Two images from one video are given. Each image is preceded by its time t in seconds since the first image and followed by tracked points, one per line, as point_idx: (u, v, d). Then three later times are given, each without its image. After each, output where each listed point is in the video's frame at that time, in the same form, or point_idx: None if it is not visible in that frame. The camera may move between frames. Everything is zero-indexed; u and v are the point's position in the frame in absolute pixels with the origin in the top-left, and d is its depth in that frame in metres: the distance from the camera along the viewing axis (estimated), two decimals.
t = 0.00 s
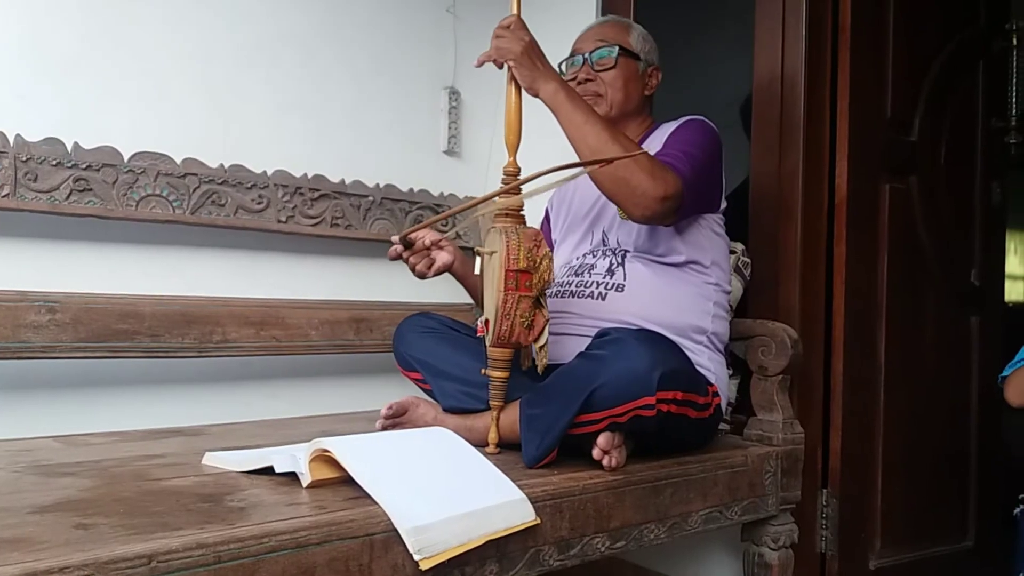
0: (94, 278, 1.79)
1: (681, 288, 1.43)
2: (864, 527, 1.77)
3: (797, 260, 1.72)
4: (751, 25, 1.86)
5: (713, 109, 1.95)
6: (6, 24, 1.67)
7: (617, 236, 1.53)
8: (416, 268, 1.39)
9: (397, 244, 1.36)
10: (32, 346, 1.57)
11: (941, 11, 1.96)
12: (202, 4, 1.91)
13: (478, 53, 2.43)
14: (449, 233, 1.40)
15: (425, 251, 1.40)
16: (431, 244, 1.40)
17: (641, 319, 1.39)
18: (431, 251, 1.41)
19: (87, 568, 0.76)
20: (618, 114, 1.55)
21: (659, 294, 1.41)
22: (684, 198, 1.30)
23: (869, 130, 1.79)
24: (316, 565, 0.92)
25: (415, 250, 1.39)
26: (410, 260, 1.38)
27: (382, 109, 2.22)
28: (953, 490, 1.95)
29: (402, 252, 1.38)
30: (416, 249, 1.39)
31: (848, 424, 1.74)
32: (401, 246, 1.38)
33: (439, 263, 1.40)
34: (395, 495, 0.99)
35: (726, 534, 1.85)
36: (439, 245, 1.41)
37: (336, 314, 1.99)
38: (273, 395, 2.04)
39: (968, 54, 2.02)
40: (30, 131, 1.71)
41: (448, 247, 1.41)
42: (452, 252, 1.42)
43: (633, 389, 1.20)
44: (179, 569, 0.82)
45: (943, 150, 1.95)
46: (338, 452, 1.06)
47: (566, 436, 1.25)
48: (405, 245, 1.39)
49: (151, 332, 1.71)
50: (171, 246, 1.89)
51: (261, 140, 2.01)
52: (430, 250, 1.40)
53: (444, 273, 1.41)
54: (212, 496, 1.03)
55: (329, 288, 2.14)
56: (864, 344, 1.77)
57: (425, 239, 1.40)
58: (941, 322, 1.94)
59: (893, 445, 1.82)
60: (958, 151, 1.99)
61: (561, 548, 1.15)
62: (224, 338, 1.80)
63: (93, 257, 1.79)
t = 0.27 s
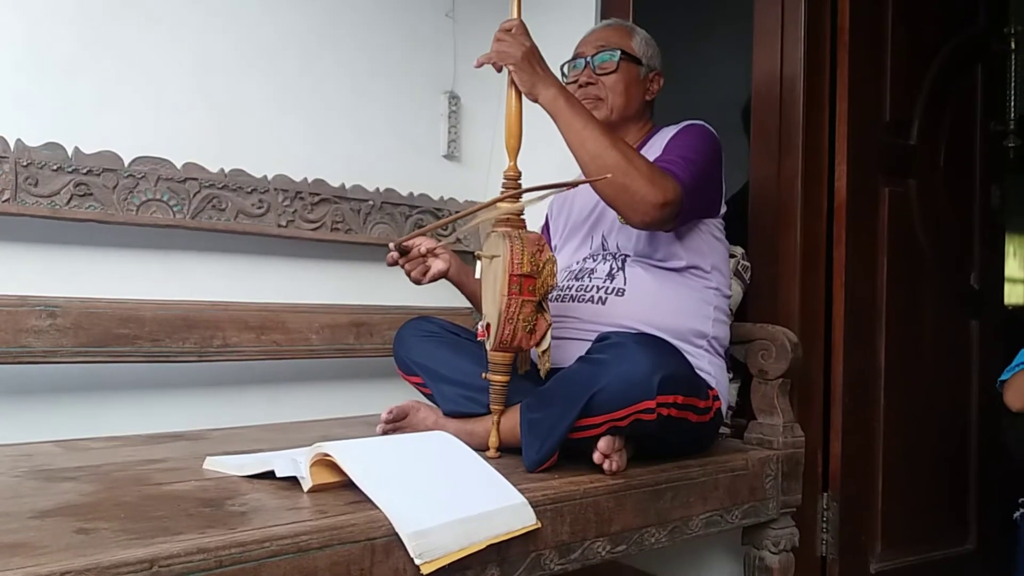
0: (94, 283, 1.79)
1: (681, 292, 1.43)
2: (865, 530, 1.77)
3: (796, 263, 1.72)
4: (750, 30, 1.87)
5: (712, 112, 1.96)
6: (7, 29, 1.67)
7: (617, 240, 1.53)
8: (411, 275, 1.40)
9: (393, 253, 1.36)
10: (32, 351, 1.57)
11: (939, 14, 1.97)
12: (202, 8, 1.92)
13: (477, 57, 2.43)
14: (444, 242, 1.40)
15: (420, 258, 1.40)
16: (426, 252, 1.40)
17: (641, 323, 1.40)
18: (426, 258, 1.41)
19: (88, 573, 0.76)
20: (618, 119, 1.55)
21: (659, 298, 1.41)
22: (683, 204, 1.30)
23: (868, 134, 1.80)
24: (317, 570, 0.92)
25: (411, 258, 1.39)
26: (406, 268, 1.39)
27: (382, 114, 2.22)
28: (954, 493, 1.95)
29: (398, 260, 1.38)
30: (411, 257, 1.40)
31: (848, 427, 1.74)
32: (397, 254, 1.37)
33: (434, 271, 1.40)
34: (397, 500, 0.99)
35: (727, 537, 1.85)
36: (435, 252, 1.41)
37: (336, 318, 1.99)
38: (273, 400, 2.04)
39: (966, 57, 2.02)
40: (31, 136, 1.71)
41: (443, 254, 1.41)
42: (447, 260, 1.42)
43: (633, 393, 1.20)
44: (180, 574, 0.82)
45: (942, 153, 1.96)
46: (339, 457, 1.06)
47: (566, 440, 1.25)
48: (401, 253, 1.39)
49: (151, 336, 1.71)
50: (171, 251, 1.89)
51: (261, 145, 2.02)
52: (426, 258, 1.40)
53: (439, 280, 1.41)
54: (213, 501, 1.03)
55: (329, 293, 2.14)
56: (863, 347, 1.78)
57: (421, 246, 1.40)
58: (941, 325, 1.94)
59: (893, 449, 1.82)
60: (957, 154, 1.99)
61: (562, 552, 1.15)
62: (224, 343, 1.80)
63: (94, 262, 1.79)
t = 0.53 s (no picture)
0: (93, 286, 1.79)
1: (681, 293, 1.44)
2: (866, 530, 1.77)
3: (796, 263, 1.72)
4: (748, 30, 1.87)
5: (711, 113, 1.96)
6: (4, 30, 1.67)
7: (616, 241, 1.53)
8: (406, 277, 1.39)
9: (388, 256, 1.36)
10: (32, 354, 1.57)
11: (937, 14, 1.97)
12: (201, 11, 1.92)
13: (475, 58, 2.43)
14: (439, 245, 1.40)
15: (416, 261, 1.40)
16: (421, 255, 1.40)
17: (641, 324, 1.40)
18: (422, 261, 1.41)
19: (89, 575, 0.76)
20: (616, 121, 1.55)
21: (659, 299, 1.41)
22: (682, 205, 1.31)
23: (866, 134, 1.80)
24: (319, 571, 0.92)
25: (406, 260, 1.39)
26: (401, 270, 1.39)
27: (380, 115, 2.22)
28: (954, 492, 1.95)
29: (393, 262, 1.38)
30: (407, 259, 1.40)
31: (848, 427, 1.74)
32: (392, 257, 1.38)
33: (429, 273, 1.40)
34: (397, 501, 0.99)
35: (727, 538, 1.85)
36: (430, 255, 1.41)
37: (336, 320, 1.99)
38: (273, 402, 2.04)
39: (964, 57, 2.03)
40: (29, 139, 1.71)
41: (438, 257, 1.41)
42: (442, 263, 1.41)
43: (634, 394, 1.20)
44: None
45: (940, 153, 1.96)
46: (339, 458, 1.06)
47: (567, 441, 1.25)
48: (396, 256, 1.39)
49: (151, 339, 1.71)
50: (171, 254, 1.89)
51: (259, 147, 2.02)
52: (421, 261, 1.40)
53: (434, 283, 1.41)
54: (213, 503, 1.03)
55: (329, 294, 2.14)
56: (863, 347, 1.78)
57: (416, 249, 1.40)
58: (940, 325, 1.94)
59: (893, 448, 1.82)
60: (955, 154, 1.99)
61: (563, 552, 1.15)
62: (223, 345, 1.80)
63: (92, 265, 1.79)
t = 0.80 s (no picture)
0: (103, 299, 1.80)
1: (688, 303, 1.43)
2: (876, 539, 1.76)
3: (803, 272, 1.72)
4: (752, 40, 1.88)
5: (716, 123, 1.96)
6: (15, 47, 1.68)
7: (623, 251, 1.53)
8: (410, 287, 1.39)
9: (393, 266, 1.35)
10: (41, 367, 1.57)
11: (941, 22, 1.97)
12: (208, 25, 1.93)
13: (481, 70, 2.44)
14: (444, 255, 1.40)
15: (420, 270, 1.40)
16: (425, 264, 1.40)
17: (649, 334, 1.40)
18: (426, 270, 1.40)
19: None
20: (622, 139, 1.56)
21: (667, 309, 1.41)
22: (687, 217, 1.31)
23: (872, 142, 1.80)
24: None
25: (410, 269, 1.39)
26: (405, 280, 1.38)
27: (386, 128, 2.23)
28: (965, 501, 1.94)
29: (398, 271, 1.37)
30: (410, 268, 1.39)
31: (858, 436, 1.73)
32: (397, 266, 1.37)
33: (433, 283, 1.40)
34: (407, 513, 0.99)
35: (737, 549, 1.84)
36: (434, 265, 1.41)
37: (343, 332, 1.99)
38: (280, 414, 2.04)
39: (969, 65, 2.03)
40: (39, 154, 1.72)
41: (442, 267, 1.41)
42: (446, 273, 1.42)
43: (641, 404, 1.19)
44: None
45: (946, 160, 1.96)
46: (348, 470, 1.06)
47: (575, 452, 1.25)
48: (400, 264, 1.38)
49: (159, 351, 1.71)
50: (179, 266, 1.90)
51: (266, 160, 2.03)
52: (425, 270, 1.40)
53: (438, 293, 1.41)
54: (223, 516, 1.03)
55: (336, 306, 2.14)
56: (871, 355, 1.77)
57: (420, 258, 1.40)
58: (948, 332, 1.94)
59: (903, 457, 1.82)
60: (962, 161, 1.99)
61: (572, 563, 1.14)
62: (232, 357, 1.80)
63: (102, 278, 1.80)
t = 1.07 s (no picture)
0: (101, 296, 1.80)
1: (688, 301, 1.43)
2: (874, 538, 1.77)
3: (801, 271, 1.72)
4: (752, 38, 1.88)
5: (715, 122, 1.96)
6: (15, 45, 1.69)
7: (623, 249, 1.53)
8: (414, 274, 1.41)
9: (397, 252, 1.36)
10: (40, 364, 1.57)
11: (941, 22, 1.97)
12: (207, 23, 1.93)
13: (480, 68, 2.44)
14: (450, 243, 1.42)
15: (424, 258, 1.42)
16: (431, 252, 1.42)
17: (648, 332, 1.40)
18: (430, 259, 1.42)
19: None
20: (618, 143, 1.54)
21: (666, 307, 1.41)
22: (687, 216, 1.31)
23: (871, 141, 1.80)
24: None
25: (415, 257, 1.41)
26: (409, 266, 1.40)
27: (386, 126, 2.23)
28: (962, 500, 1.94)
29: (402, 257, 1.39)
30: (415, 256, 1.41)
31: (856, 434, 1.73)
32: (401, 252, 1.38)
33: (437, 272, 1.41)
34: (405, 511, 0.99)
35: (735, 547, 1.85)
36: (439, 254, 1.42)
37: (342, 330, 1.99)
38: (279, 412, 2.04)
39: (968, 64, 2.03)
40: (38, 151, 1.72)
41: (447, 256, 1.43)
42: (450, 262, 1.43)
43: (641, 402, 1.20)
44: None
45: (946, 160, 1.96)
46: (346, 467, 1.06)
47: (574, 450, 1.25)
48: (406, 251, 1.40)
49: (158, 349, 1.71)
50: (178, 264, 1.90)
51: (266, 158, 2.02)
52: (429, 258, 1.42)
53: (440, 282, 1.42)
54: (221, 513, 1.03)
55: (335, 304, 2.14)
56: (870, 354, 1.77)
57: (425, 247, 1.42)
58: (947, 332, 1.94)
59: (901, 456, 1.82)
60: (961, 161, 1.99)
61: (571, 561, 1.14)
62: (230, 355, 1.80)
63: (100, 275, 1.79)
